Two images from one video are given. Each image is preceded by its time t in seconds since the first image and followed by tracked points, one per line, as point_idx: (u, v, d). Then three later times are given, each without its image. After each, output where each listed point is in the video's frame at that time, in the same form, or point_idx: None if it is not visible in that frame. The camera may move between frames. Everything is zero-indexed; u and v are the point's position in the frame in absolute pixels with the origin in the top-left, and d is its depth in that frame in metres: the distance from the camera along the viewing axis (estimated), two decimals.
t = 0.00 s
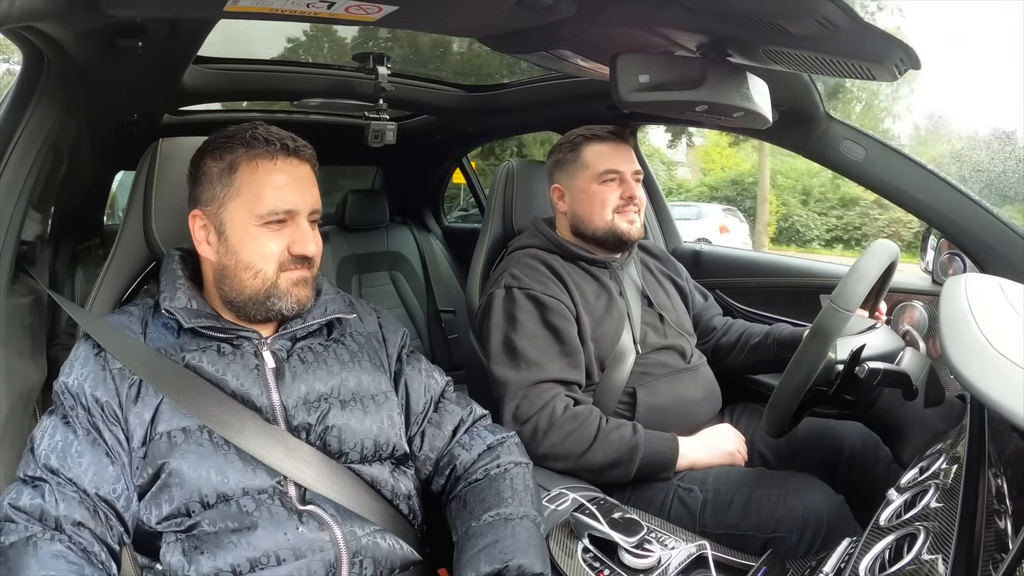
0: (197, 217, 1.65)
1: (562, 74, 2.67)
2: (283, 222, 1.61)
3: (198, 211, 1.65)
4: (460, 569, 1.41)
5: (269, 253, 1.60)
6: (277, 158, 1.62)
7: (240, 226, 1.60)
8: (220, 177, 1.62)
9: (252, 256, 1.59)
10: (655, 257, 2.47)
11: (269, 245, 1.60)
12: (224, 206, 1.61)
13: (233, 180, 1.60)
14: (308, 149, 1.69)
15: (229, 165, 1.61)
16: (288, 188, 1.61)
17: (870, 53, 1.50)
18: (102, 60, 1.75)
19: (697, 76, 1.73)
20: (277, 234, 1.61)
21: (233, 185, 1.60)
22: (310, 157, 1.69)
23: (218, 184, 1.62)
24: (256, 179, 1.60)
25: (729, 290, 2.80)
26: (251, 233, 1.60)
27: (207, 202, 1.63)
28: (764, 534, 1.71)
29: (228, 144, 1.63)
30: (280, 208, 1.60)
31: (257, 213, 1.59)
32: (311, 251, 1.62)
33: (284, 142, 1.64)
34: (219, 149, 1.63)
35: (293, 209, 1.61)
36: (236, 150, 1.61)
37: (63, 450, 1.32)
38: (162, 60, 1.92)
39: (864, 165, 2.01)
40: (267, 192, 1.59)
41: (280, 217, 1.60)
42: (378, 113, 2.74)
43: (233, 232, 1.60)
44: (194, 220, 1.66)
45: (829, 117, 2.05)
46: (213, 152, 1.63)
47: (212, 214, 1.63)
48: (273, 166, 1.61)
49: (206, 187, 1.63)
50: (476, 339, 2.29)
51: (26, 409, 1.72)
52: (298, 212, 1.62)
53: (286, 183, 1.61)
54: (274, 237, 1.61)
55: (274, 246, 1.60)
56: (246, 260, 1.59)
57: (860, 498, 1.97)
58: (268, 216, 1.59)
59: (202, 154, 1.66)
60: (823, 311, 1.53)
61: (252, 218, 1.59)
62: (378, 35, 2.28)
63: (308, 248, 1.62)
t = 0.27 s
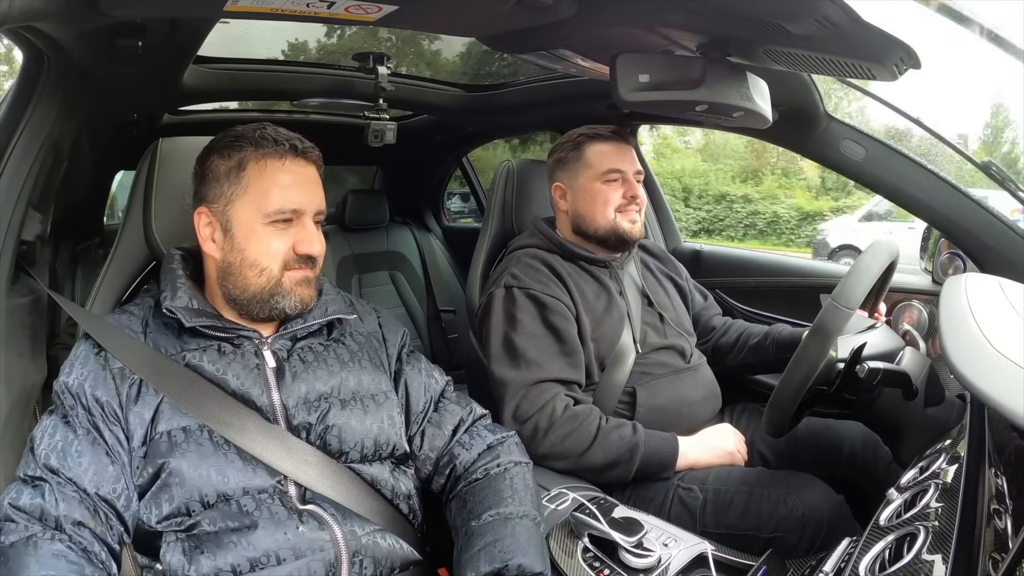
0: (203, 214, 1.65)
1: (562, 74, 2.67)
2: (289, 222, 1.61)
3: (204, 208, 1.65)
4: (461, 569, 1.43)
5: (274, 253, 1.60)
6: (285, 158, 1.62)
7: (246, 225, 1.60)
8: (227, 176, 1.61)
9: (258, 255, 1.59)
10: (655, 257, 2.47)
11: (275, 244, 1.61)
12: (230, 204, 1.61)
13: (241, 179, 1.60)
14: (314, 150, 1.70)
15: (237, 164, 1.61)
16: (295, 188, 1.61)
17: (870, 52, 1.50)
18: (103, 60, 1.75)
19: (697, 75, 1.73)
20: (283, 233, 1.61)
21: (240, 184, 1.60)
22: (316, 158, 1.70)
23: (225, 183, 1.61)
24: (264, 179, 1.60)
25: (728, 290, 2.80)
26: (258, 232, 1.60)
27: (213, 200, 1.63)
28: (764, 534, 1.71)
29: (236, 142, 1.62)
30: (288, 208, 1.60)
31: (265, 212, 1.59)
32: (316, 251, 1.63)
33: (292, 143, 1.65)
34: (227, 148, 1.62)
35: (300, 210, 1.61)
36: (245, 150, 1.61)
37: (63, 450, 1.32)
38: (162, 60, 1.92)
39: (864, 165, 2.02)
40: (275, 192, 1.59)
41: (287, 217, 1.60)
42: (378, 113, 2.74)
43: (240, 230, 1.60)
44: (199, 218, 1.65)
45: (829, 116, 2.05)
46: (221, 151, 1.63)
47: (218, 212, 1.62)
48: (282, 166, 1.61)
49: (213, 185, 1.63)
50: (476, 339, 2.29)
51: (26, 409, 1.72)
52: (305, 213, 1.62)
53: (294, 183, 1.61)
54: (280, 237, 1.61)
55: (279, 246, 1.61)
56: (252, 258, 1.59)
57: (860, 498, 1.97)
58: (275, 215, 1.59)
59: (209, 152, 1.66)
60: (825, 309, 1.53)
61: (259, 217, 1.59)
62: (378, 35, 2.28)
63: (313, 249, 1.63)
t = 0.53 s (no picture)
0: (200, 216, 1.65)
1: (562, 74, 2.67)
2: (286, 223, 1.61)
3: (201, 210, 1.65)
4: (459, 569, 1.42)
5: (271, 254, 1.60)
6: (282, 158, 1.62)
7: (243, 226, 1.60)
8: (224, 177, 1.61)
9: (255, 256, 1.59)
10: (654, 257, 2.47)
11: (272, 245, 1.60)
12: (227, 206, 1.61)
13: (237, 180, 1.60)
14: (311, 150, 1.69)
15: (233, 165, 1.61)
16: (291, 188, 1.61)
17: (870, 52, 1.50)
18: (102, 60, 1.75)
19: (697, 75, 1.73)
20: (280, 234, 1.61)
21: (237, 185, 1.60)
22: (312, 158, 1.69)
23: (222, 184, 1.62)
24: (260, 180, 1.60)
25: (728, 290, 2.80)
26: (254, 233, 1.60)
27: (210, 201, 1.63)
28: (764, 534, 1.71)
29: (232, 143, 1.62)
30: (284, 209, 1.60)
31: (261, 213, 1.59)
32: (314, 252, 1.62)
33: (289, 143, 1.64)
34: (224, 149, 1.62)
35: (296, 210, 1.61)
36: (240, 151, 1.61)
37: (62, 450, 1.32)
38: (162, 60, 1.92)
39: (865, 165, 2.01)
40: (271, 193, 1.59)
41: (284, 218, 1.60)
42: (378, 113, 2.74)
43: (237, 232, 1.60)
44: (196, 219, 1.65)
45: (829, 116, 2.05)
46: (217, 152, 1.63)
47: (215, 214, 1.62)
48: (278, 166, 1.61)
49: (209, 187, 1.63)
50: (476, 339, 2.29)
51: (26, 409, 1.72)
52: (301, 213, 1.62)
53: (290, 184, 1.61)
54: (278, 238, 1.61)
55: (276, 247, 1.61)
56: (249, 259, 1.59)
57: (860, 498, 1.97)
58: (272, 216, 1.59)
59: (206, 153, 1.66)
60: (825, 308, 1.52)
61: (256, 218, 1.59)
62: (378, 35, 2.28)
63: (311, 249, 1.63)
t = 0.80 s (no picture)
0: (200, 216, 1.65)
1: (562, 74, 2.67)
2: (287, 223, 1.61)
3: (201, 210, 1.65)
4: (459, 569, 1.43)
5: (272, 254, 1.60)
6: (283, 159, 1.62)
7: (244, 226, 1.60)
8: (224, 177, 1.61)
9: (256, 257, 1.59)
10: (654, 257, 2.47)
11: (273, 245, 1.60)
12: (228, 206, 1.61)
13: (238, 180, 1.60)
14: (312, 150, 1.69)
15: (234, 165, 1.61)
16: (292, 189, 1.61)
17: (869, 52, 1.50)
18: (102, 60, 1.75)
19: (697, 75, 1.73)
20: (281, 234, 1.61)
21: (238, 185, 1.60)
22: (313, 158, 1.69)
23: (222, 184, 1.61)
24: (260, 180, 1.60)
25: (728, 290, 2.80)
26: (255, 234, 1.60)
27: (211, 201, 1.63)
28: (764, 534, 1.71)
29: (232, 143, 1.62)
30: (285, 209, 1.60)
31: (262, 213, 1.59)
32: (314, 252, 1.62)
33: (289, 143, 1.64)
34: (224, 149, 1.62)
35: (297, 211, 1.61)
36: (241, 151, 1.61)
37: (62, 450, 1.32)
38: (162, 60, 1.92)
39: (864, 165, 2.01)
40: (272, 193, 1.59)
41: (285, 218, 1.60)
42: (378, 113, 2.75)
43: (238, 232, 1.60)
44: (197, 219, 1.65)
45: (829, 116, 2.05)
46: (217, 152, 1.63)
47: (216, 214, 1.62)
48: (279, 166, 1.61)
49: (210, 186, 1.63)
50: (476, 339, 2.29)
51: (25, 409, 1.72)
52: (302, 213, 1.62)
53: (291, 184, 1.61)
54: (278, 238, 1.61)
55: (277, 247, 1.61)
56: (250, 259, 1.59)
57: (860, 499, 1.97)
58: (273, 217, 1.59)
59: (206, 153, 1.66)
60: (825, 308, 1.52)
61: (256, 218, 1.59)
62: (377, 35, 2.28)
63: (311, 249, 1.63)
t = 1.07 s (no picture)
0: (200, 216, 1.65)
1: (562, 74, 2.67)
2: (285, 222, 1.61)
3: (201, 210, 1.65)
4: (460, 569, 1.43)
5: (271, 254, 1.60)
6: (281, 158, 1.62)
7: (243, 226, 1.60)
8: (223, 177, 1.61)
9: (255, 256, 1.59)
10: (654, 258, 2.47)
11: (271, 245, 1.60)
12: (226, 206, 1.61)
13: (237, 180, 1.60)
14: (311, 149, 1.69)
15: (233, 165, 1.61)
16: (291, 188, 1.61)
17: (869, 52, 1.50)
18: (102, 60, 1.75)
19: (697, 76, 1.73)
20: (279, 234, 1.61)
21: (236, 185, 1.60)
22: (312, 157, 1.69)
23: (221, 184, 1.61)
24: (259, 179, 1.60)
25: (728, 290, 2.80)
26: (254, 234, 1.60)
27: (210, 201, 1.63)
28: (764, 535, 1.71)
29: (231, 143, 1.62)
30: (284, 209, 1.60)
31: (260, 213, 1.59)
32: (313, 252, 1.62)
33: (288, 142, 1.64)
34: (223, 149, 1.62)
35: (296, 210, 1.61)
36: (239, 151, 1.61)
37: (63, 450, 1.32)
38: (162, 60, 1.92)
39: (864, 165, 2.01)
40: (270, 193, 1.59)
41: (283, 217, 1.60)
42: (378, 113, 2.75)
43: (237, 232, 1.60)
44: (196, 219, 1.65)
45: (829, 116, 2.04)
46: (217, 152, 1.63)
47: (215, 214, 1.62)
48: (277, 166, 1.61)
49: (209, 186, 1.63)
50: (476, 339, 2.29)
51: (25, 409, 1.72)
52: (301, 213, 1.62)
53: (289, 184, 1.61)
54: (277, 238, 1.61)
55: (276, 247, 1.61)
56: (249, 259, 1.59)
57: (862, 498, 1.96)
58: (271, 216, 1.59)
59: (205, 154, 1.66)
60: (825, 308, 1.52)
61: (255, 218, 1.59)
62: (377, 35, 2.28)
63: (310, 248, 1.62)
